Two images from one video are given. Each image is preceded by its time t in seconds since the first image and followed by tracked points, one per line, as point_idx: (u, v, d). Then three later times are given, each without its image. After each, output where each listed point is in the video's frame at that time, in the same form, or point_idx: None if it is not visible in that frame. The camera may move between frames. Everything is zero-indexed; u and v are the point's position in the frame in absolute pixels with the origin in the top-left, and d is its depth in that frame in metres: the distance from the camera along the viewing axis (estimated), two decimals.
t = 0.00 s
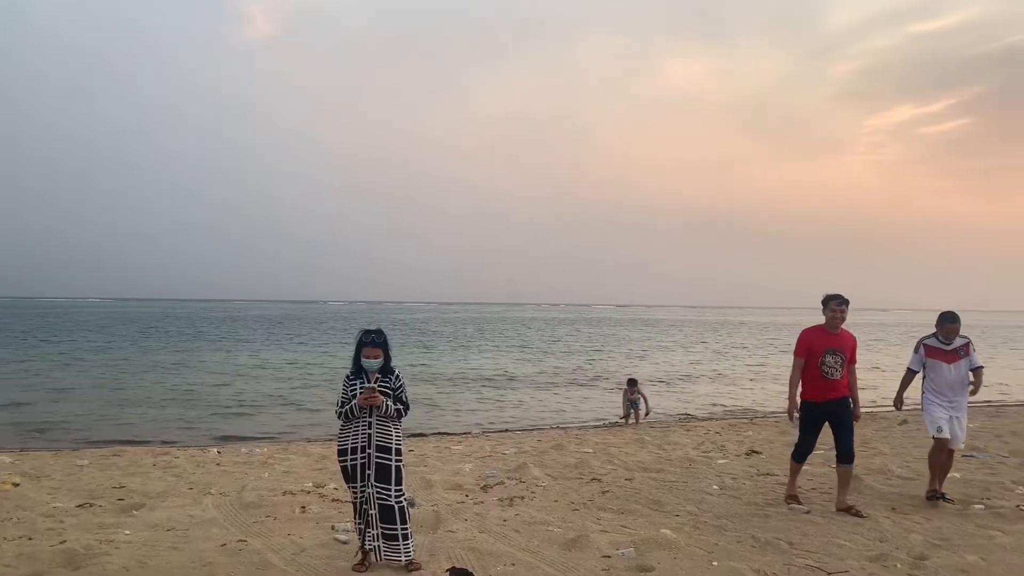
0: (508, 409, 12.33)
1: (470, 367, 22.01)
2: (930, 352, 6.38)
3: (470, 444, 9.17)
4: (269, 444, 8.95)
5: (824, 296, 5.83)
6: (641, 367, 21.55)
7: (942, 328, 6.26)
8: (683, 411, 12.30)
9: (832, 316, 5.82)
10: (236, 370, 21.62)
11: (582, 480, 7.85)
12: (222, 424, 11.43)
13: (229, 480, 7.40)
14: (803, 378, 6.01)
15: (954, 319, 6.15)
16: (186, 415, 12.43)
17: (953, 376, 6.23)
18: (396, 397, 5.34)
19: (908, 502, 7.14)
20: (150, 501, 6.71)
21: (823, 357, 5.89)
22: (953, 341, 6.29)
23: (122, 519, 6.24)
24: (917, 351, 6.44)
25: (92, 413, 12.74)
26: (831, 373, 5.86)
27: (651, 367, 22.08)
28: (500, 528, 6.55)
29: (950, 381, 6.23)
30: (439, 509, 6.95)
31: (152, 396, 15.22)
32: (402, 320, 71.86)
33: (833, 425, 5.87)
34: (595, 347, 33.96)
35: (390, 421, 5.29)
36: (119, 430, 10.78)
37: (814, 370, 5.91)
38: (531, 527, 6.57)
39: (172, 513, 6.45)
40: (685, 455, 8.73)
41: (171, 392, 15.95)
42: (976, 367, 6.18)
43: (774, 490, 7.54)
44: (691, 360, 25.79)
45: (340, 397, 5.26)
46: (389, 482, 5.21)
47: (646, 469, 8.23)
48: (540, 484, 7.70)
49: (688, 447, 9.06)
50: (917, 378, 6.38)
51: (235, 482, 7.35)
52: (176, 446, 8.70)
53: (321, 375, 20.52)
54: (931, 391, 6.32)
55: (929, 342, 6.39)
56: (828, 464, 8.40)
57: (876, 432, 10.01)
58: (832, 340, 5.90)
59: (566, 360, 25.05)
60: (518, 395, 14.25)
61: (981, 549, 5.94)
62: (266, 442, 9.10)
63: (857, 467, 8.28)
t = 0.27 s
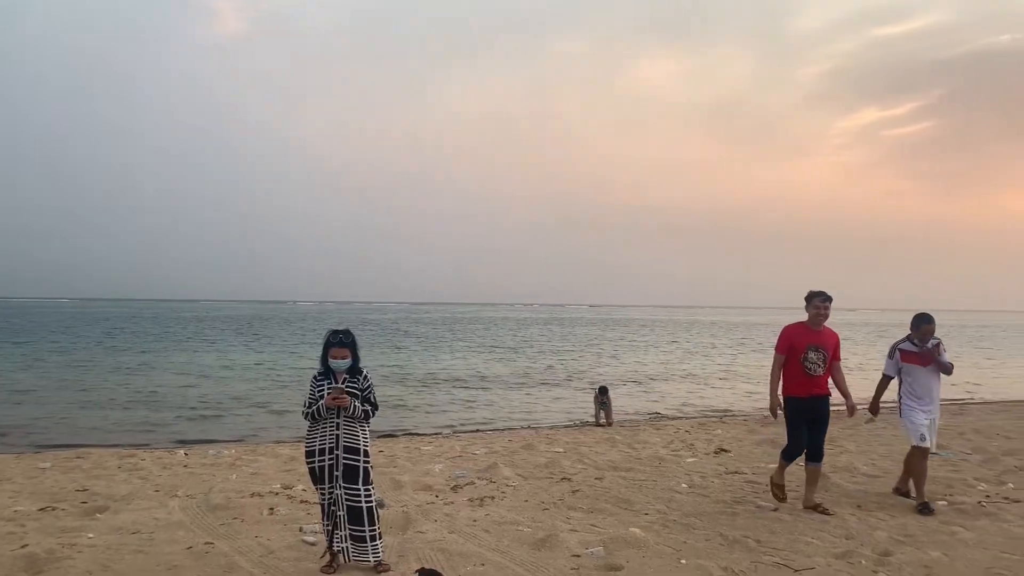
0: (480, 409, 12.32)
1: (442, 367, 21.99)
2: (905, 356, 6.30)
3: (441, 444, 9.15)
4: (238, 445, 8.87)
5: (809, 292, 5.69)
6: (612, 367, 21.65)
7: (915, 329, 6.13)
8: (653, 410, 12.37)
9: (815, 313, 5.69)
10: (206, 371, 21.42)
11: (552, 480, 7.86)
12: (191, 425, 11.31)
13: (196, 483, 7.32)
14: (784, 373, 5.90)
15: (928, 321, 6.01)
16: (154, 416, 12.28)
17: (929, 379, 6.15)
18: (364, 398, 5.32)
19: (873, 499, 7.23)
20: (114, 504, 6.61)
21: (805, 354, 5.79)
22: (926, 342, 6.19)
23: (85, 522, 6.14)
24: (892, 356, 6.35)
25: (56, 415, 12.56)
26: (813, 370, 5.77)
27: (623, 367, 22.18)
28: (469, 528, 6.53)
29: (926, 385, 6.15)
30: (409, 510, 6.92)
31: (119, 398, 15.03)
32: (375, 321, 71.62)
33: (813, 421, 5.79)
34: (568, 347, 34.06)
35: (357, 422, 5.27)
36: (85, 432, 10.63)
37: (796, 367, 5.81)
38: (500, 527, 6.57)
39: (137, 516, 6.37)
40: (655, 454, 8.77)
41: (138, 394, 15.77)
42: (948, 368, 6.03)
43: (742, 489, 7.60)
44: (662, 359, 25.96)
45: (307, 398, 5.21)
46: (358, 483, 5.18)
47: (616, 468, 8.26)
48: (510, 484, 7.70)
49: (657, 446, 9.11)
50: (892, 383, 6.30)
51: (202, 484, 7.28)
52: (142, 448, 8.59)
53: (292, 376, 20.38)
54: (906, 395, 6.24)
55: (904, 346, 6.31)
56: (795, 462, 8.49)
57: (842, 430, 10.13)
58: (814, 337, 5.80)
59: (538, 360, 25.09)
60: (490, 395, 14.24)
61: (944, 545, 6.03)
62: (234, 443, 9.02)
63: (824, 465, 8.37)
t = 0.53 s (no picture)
0: (449, 409, 12.31)
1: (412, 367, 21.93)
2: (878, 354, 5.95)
3: (409, 445, 9.12)
4: (204, 446, 8.77)
5: (781, 293, 5.63)
6: (582, 368, 21.73)
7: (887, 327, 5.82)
8: (622, 410, 12.43)
9: (789, 313, 5.62)
10: (173, 372, 21.17)
11: (521, 480, 7.87)
12: (156, 426, 11.17)
13: (160, 484, 7.23)
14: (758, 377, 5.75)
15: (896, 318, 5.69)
16: (118, 417, 12.12)
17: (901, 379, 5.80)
18: (331, 398, 5.28)
19: (837, 498, 7.33)
20: (76, 507, 6.51)
21: (781, 356, 5.67)
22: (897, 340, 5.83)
23: (45, 525, 6.04)
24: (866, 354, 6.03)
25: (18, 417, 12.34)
26: (789, 372, 5.65)
27: (593, 367, 22.27)
28: (438, 529, 6.52)
29: (900, 385, 5.79)
30: (377, 511, 6.89)
31: (83, 399, 14.80)
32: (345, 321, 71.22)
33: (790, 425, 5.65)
34: (539, 347, 34.15)
35: (324, 423, 5.23)
36: (46, 434, 10.44)
37: (772, 369, 5.67)
38: (468, 527, 6.57)
39: (99, 519, 6.28)
40: (623, 454, 8.82)
41: (103, 394, 15.55)
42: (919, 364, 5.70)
43: (709, 487, 7.66)
44: (632, 360, 26.10)
45: (272, 399, 5.16)
46: (324, 484, 5.15)
47: (585, 468, 8.29)
48: (479, 484, 7.69)
49: (626, 446, 9.16)
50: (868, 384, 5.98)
51: (166, 486, 7.19)
52: (105, 449, 8.47)
53: (261, 376, 20.20)
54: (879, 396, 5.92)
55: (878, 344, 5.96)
56: (761, 461, 8.57)
57: (808, 430, 10.26)
58: (788, 338, 5.70)
59: (509, 360, 25.12)
60: (460, 396, 14.23)
61: (906, 542, 6.13)
62: (200, 444, 8.92)
63: (790, 463, 8.46)
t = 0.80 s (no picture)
0: (421, 410, 12.27)
1: (383, 368, 21.84)
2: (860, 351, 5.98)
3: (380, 446, 9.08)
4: (171, 448, 8.67)
5: (751, 296, 5.64)
6: (555, 369, 21.76)
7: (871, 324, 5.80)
8: (593, 411, 12.47)
9: (760, 316, 5.64)
10: (140, 374, 20.89)
11: (492, 481, 7.86)
12: (123, 429, 11.01)
13: (126, 487, 7.13)
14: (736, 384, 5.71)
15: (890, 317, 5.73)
16: (84, 420, 11.94)
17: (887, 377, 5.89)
18: (300, 400, 5.25)
19: (805, 497, 7.41)
20: (39, 511, 6.41)
21: (759, 360, 5.64)
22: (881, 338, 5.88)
23: (8, 530, 5.94)
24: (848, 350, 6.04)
25: None
26: (767, 377, 5.64)
27: (565, 368, 22.31)
28: (408, 531, 6.49)
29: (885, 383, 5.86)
30: (346, 513, 6.85)
31: (48, 401, 14.56)
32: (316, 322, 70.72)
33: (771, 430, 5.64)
34: (511, 349, 34.19)
35: (293, 425, 5.19)
36: (9, 437, 10.25)
37: (750, 375, 5.64)
38: (440, 529, 6.55)
39: (63, 522, 6.18)
40: (595, 454, 8.85)
41: (69, 397, 15.31)
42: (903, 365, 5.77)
43: (679, 487, 7.71)
44: (605, 361, 26.19)
45: (241, 401, 5.11)
46: (293, 486, 5.11)
47: (556, 468, 8.30)
48: (450, 486, 7.67)
49: (597, 446, 9.18)
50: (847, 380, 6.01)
51: (132, 489, 7.09)
52: (70, 452, 8.33)
53: (230, 379, 20.00)
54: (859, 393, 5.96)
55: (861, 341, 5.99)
56: (731, 460, 8.65)
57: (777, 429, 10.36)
58: (763, 342, 5.69)
59: (481, 362, 25.10)
60: (431, 397, 14.19)
61: (872, 540, 6.21)
62: (167, 447, 8.81)
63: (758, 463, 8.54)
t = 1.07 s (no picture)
0: (393, 413, 12.22)
1: (356, 371, 21.74)
2: (853, 352, 5.87)
3: (352, 449, 9.03)
4: (139, 453, 8.56)
5: (721, 297, 5.56)
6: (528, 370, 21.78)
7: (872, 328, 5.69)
8: (566, 412, 12.49)
9: (731, 317, 5.58)
10: (108, 378, 20.61)
11: (465, 483, 7.84)
12: (90, 434, 10.86)
13: (93, 493, 7.02)
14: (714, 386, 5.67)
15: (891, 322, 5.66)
16: (50, 425, 11.76)
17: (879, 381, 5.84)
18: (269, 404, 5.21)
19: (775, 496, 7.47)
20: (3, 518, 6.29)
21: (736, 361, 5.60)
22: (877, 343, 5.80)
23: None
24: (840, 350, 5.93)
25: None
26: (744, 377, 5.61)
27: (539, 369, 22.34)
28: (380, 534, 6.46)
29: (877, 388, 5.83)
30: (318, 517, 6.80)
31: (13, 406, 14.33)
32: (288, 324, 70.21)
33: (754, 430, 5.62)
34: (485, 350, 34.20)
35: (262, 429, 5.15)
36: None
37: (727, 377, 5.61)
38: (411, 532, 6.53)
39: (28, 530, 6.08)
40: (567, 455, 8.86)
41: (35, 401, 15.07)
42: (898, 370, 5.69)
43: (651, 487, 7.74)
44: (578, 362, 26.28)
45: (209, 405, 5.06)
46: (262, 491, 5.06)
47: (529, 470, 8.30)
48: (422, 488, 7.65)
49: (570, 447, 9.20)
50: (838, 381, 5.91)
51: (98, 494, 6.99)
52: (35, 458, 8.19)
53: (201, 382, 19.80)
54: (851, 395, 5.87)
55: (854, 342, 5.89)
56: (702, 460, 8.70)
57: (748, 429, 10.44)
58: (737, 342, 5.65)
59: (455, 363, 25.08)
60: (404, 399, 14.14)
61: (840, 538, 6.28)
62: (136, 452, 8.70)
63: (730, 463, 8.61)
